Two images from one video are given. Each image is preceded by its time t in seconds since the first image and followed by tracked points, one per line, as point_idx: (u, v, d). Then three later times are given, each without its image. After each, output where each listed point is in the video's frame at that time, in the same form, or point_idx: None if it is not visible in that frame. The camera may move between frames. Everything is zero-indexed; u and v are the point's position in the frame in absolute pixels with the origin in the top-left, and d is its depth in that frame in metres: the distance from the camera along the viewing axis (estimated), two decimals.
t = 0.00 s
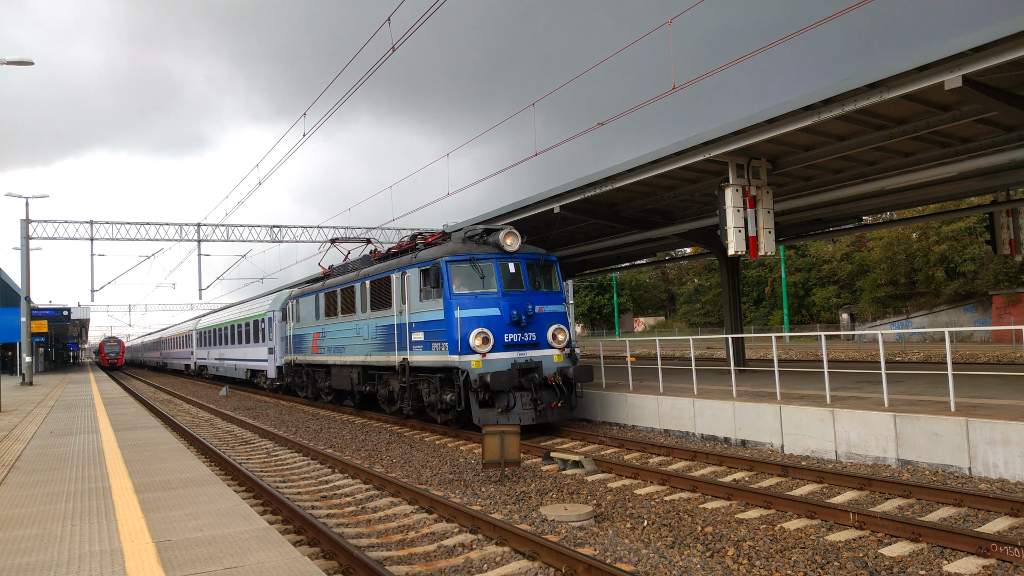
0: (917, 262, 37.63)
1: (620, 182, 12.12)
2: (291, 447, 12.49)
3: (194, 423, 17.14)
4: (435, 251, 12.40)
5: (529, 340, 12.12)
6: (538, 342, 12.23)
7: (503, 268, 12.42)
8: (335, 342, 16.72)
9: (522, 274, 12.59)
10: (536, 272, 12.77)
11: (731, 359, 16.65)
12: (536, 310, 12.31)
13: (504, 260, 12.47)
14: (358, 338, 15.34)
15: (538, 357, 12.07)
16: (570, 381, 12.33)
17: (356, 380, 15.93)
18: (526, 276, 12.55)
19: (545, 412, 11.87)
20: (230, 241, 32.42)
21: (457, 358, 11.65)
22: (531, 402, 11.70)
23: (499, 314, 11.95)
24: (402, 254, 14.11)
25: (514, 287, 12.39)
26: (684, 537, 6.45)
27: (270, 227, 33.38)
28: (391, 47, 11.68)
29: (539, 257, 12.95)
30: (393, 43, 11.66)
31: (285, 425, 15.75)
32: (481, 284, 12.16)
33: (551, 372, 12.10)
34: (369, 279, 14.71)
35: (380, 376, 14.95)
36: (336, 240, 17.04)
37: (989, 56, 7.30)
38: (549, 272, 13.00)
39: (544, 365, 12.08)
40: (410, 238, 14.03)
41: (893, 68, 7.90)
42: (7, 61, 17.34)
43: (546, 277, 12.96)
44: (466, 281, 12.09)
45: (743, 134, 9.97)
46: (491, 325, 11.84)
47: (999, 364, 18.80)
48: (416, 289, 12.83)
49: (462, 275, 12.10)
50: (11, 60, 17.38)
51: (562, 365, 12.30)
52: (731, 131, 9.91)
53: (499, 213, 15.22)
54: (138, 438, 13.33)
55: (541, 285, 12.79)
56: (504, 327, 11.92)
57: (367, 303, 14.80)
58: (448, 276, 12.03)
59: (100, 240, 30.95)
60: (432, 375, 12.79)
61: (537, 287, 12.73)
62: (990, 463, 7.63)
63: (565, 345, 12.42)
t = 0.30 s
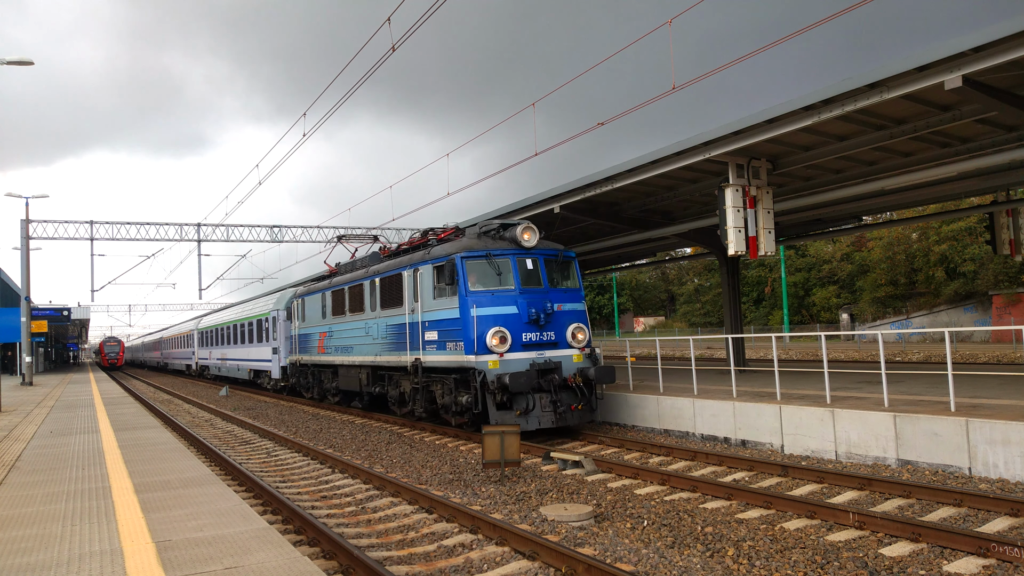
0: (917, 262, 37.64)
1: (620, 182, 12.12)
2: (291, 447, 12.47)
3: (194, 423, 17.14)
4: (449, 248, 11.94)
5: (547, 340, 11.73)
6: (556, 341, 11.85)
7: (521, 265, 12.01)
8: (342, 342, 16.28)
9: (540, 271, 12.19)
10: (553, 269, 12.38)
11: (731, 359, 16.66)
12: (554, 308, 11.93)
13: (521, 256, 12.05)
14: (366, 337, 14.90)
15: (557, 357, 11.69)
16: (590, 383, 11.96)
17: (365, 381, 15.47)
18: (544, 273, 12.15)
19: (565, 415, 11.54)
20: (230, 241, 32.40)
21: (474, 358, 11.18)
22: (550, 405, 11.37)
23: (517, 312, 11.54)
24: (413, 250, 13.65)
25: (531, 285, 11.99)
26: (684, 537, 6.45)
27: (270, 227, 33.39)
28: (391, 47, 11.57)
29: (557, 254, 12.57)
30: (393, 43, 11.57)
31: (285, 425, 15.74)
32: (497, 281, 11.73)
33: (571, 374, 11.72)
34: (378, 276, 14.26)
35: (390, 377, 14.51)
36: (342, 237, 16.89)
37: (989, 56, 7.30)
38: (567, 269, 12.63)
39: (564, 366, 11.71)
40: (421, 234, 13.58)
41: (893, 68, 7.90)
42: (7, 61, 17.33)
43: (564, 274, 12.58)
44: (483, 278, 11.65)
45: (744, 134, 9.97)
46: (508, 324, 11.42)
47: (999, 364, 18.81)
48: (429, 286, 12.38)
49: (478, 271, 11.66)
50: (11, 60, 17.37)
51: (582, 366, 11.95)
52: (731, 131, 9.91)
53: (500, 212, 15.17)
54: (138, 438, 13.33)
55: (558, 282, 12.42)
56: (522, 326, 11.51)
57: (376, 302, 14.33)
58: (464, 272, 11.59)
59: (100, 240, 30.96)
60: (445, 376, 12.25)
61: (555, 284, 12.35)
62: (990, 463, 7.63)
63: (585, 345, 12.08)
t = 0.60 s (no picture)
0: (917, 262, 37.64)
1: (620, 182, 12.13)
2: (291, 447, 12.48)
3: (194, 423, 17.14)
4: (465, 243, 11.59)
5: (569, 339, 11.33)
6: (578, 341, 11.44)
7: (541, 261, 11.60)
8: (351, 342, 16.08)
9: (561, 267, 11.77)
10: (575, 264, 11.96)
11: (730, 359, 16.66)
12: (576, 306, 11.53)
13: (542, 252, 11.63)
14: (376, 337, 14.62)
15: (579, 358, 11.30)
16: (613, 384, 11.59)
17: (375, 382, 15.21)
18: (565, 269, 11.74)
19: (588, 419, 11.12)
20: (230, 241, 32.48)
21: (492, 358, 10.86)
22: (572, 408, 10.98)
23: (537, 311, 11.17)
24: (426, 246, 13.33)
25: (552, 282, 11.58)
26: (684, 537, 6.45)
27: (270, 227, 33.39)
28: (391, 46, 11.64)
29: (578, 249, 12.14)
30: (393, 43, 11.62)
31: (285, 425, 15.74)
32: (516, 278, 11.35)
33: (593, 375, 11.34)
34: (391, 273, 13.98)
35: (401, 378, 14.23)
36: (349, 234, 16.85)
37: (989, 56, 7.31)
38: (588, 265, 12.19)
39: (586, 366, 11.32)
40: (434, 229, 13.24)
41: (892, 68, 7.91)
42: (7, 61, 17.35)
43: (585, 269, 12.16)
44: (500, 275, 11.29)
45: (743, 134, 9.98)
46: (527, 323, 11.07)
47: (999, 364, 18.81)
48: (445, 283, 12.03)
49: (497, 267, 11.29)
50: (11, 60, 17.39)
51: (604, 366, 11.54)
52: (731, 131, 9.92)
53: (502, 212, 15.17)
54: (138, 438, 13.33)
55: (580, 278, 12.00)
56: (542, 325, 11.14)
57: (387, 300, 14.06)
58: (482, 268, 11.22)
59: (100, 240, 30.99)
60: (461, 377, 12.04)
61: (577, 280, 11.94)
62: (989, 463, 7.63)
63: (608, 345, 11.64)
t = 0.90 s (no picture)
0: (917, 262, 37.66)
1: (620, 182, 12.13)
2: (291, 447, 12.47)
3: (194, 423, 17.14)
4: (484, 237, 11.16)
5: (595, 338, 10.80)
6: (605, 340, 10.92)
7: (566, 256, 11.10)
8: (361, 341, 15.90)
9: (586, 262, 11.27)
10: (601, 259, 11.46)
11: (730, 360, 16.66)
12: (603, 304, 11.01)
13: (566, 246, 11.14)
14: (389, 336, 14.37)
15: (606, 358, 10.78)
16: (642, 385, 11.02)
17: (387, 382, 14.94)
18: (590, 264, 11.24)
19: (616, 423, 10.58)
20: (230, 241, 32.37)
21: (515, 358, 10.34)
22: (600, 411, 10.44)
23: (562, 308, 10.65)
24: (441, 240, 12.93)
25: (577, 278, 11.07)
26: (684, 537, 6.45)
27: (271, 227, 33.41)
28: (391, 47, 11.56)
29: (604, 244, 11.65)
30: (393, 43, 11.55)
31: (285, 425, 15.73)
32: (540, 274, 10.85)
33: (621, 376, 10.81)
34: (404, 268, 13.62)
35: (413, 379, 13.91)
36: (357, 230, 16.72)
37: (989, 56, 7.30)
38: (614, 260, 11.69)
39: (613, 367, 10.79)
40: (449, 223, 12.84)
41: (892, 68, 7.91)
42: (7, 61, 17.36)
43: (610, 265, 11.66)
44: (524, 272, 10.81)
45: (743, 135, 9.98)
46: (552, 321, 10.55)
47: (999, 364, 18.84)
48: (464, 280, 11.57)
49: (520, 263, 10.85)
50: (11, 60, 17.40)
51: (632, 367, 11.01)
52: (731, 131, 9.92)
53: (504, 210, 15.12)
54: (138, 438, 13.33)
55: (605, 274, 11.51)
56: (568, 323, 10.61)
57: (400, 299, 13.78)
58: (504, 265, 10.76)
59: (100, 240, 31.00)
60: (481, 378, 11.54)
61: (602, 277, 11.43)
62: (990, 463, 7.63)
63: (635, 344, 11.15)
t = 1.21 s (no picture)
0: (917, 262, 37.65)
1: (620, 182, 12.14)
2: (291, 447, 12.47)
3: (194, 423, 17.13)
4: (503, 231, 10.90)
5: (624, 337, 10.45)
6: (634, 339, 10.55)
7: (591, 250, 10.76)
8: (371, 341, 15.88)
9: (612, 257, 10.92)
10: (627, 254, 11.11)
11: (730, 359, 16.66)
12: (631, 301, 10.66)
13: (592, 240, 10.80)
14: (401, 335, 14.31)
15: (636, 360, 10.43)
16: (673, 386, 10.64)
17: (399, 382, 14.89)
18: (617, 259, 10.90)
19: (646, 428, 10.21)
20: (230, 241, 32.28)
21: (539, 358, 10.02)
22: (629, 415, 10.06)
23: (589, 306, 10.30)
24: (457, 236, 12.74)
25: (603, 273, 10.73)
26: (684, 537, 6.45)
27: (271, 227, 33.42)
28: (391, 47, 11.47)
29: (630, 238, 11.30)
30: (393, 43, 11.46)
31: (285, 425, 15.73)
32: (565, 269, 10.52)
33: (650, 378, 10.45)
34: (419, 265, 13.44)
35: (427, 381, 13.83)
36: (366, 227, 16.65)
37: (989, 56, 7.30)
38: (641, 255, 11.32)
39: (642, 368, 10.42)
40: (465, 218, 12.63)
41: (892, 68, 7.91)
42: (7, 61, 17.39)
43: (638, 259, 11.29)
44: (549, 268, 10.46)
45: (743, 135, 9.98)
46: (579, 319, 10.20)
47: (999, 364, 18.82)
48: (482, 277, 11.31)
49: (544, 257, 10.50)
50: (11, 60, 17.43)
51: (662, 368, 10.66)
52: (731, 131, 9.93)
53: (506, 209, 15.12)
54: (138, 438, 13.32)
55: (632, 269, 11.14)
56: (595, 321, 10.27)
57: (413, 297, 13.69)
58: (527, 260, 10.41)
59: (100, 240, 31.02)
60: (500, 380, 11.35)
61: (629, 272, 11.07)
62: (990, 463, 7.63)
63: (665, 344, 10.78)
